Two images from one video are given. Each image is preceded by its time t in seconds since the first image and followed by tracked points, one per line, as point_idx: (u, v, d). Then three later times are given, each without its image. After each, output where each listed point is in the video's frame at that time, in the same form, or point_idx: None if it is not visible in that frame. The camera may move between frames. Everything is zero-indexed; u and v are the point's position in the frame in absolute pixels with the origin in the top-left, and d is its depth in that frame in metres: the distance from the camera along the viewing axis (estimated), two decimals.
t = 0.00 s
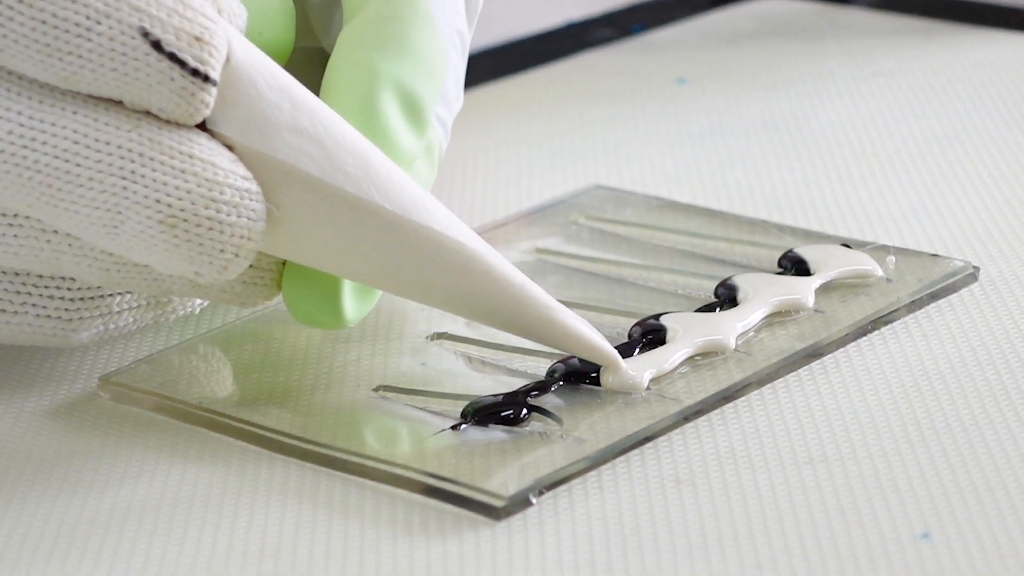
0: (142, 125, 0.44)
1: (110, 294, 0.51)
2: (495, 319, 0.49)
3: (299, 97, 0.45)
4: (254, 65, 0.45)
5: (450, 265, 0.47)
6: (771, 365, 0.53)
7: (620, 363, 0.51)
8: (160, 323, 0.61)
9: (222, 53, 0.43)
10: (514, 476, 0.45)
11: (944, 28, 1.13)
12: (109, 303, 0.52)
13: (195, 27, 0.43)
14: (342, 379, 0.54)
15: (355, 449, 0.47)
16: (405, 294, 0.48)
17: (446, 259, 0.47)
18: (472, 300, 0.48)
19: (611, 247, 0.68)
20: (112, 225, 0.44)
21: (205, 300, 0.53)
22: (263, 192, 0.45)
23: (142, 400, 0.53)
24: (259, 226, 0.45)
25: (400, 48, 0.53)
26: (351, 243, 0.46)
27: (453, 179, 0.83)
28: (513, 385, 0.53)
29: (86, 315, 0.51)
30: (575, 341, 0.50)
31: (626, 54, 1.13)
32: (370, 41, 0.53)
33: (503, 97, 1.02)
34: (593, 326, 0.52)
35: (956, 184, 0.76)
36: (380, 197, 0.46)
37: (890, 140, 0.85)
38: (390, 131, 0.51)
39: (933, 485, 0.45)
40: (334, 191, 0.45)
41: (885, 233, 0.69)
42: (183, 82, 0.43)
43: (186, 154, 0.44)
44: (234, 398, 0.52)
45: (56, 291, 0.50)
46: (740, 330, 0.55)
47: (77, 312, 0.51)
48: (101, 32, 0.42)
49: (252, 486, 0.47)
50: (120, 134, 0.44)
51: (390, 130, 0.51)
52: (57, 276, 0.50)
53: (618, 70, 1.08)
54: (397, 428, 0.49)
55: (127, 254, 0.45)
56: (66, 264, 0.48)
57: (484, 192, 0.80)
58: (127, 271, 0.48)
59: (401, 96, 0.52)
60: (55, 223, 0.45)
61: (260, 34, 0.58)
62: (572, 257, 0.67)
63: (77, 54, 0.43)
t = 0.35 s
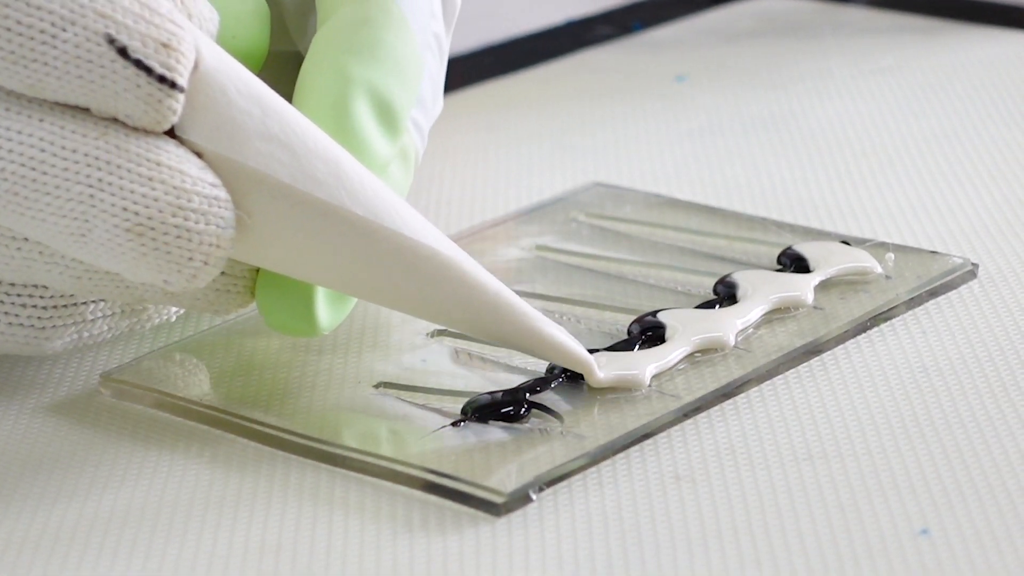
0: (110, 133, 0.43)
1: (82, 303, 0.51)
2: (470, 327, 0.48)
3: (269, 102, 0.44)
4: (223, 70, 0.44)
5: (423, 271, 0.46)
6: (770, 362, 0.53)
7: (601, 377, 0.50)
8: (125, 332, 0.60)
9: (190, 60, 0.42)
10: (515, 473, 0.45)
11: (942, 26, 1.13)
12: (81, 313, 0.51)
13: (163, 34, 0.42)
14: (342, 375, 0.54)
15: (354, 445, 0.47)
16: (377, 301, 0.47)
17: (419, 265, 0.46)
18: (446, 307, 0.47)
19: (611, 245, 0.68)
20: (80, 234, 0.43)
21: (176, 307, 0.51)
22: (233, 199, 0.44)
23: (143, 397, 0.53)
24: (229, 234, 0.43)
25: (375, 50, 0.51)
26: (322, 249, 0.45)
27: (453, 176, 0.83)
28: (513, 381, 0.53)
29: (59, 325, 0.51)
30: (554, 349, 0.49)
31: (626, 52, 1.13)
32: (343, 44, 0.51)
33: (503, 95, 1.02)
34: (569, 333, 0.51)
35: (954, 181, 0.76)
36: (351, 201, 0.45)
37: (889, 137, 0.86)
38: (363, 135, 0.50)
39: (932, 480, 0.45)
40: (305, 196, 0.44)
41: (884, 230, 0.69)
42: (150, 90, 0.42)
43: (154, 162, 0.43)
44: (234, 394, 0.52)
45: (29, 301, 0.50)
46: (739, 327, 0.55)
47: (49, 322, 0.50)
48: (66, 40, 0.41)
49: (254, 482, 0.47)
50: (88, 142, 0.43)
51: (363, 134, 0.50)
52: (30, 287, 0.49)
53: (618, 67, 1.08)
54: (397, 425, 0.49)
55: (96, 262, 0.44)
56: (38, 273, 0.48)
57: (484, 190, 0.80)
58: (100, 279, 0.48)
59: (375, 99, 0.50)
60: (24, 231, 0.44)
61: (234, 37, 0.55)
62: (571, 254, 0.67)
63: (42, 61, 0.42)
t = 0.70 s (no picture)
0: (62, 154, 0.42)
1: (40, 324, 0.50)
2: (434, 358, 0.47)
3: (224, 125, 0.43)
4: (179, 93, 0.42)
5: (384, 300, 0.45)
6: (769, 359, 0.53)
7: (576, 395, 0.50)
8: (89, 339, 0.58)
9: (144, 83, 0.41)
10: (515, 469, 0.45)
11: (940, 24, 1.13)
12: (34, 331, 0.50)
13: (117, 57, 0.41)
14: (341, 373, 0.54)
15: (354, 443, 0.48)
16: (335, 330, 0.46)
17: (379, 295, 0.45)
18: (408, 337, 0.46)
19: (610, 243, 0.68)
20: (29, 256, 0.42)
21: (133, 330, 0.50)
22: (186, 223, 0.43)
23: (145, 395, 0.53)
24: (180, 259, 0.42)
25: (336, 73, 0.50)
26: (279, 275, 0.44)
27: (453, 175, 0.83)
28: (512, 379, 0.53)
29: (14, 346, 0.50)
30: (515, 380, 0.47)
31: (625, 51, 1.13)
32: (305, 64, 0.49)
33: (502, 94, 1.02)
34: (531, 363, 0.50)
35: (952, 179, 0.76)
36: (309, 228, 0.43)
37: (887, 136, 0.86)
38: (319, 160, 0.48)
39: (930, 476, 0.46)
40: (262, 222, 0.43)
41: (882, 229, 0.69)
42: (103, 112, 0.41)
43: (106, 184, 0.41)
44: (234, 392, 0.52)
45: None
46: (738, 325, 0.55)
47: (5, 342, 0.50)
48: (19, 61, 0.40)
49: (254, 479, 0.47)
50: (39, 164, 0.41)
51: (319, 159, 0.48)
52: None
53: (617, 66, 1.08)
54: (398, 422, 0.49)
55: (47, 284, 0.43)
56: None
57: (482, 188, 0.81)
58: (55, 302, 0.46)
59: (334, 123, 0.49)
60: None
61: (197, 59, 0.52)
62: (570, 253, 0.67)
63: None
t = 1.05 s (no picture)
0: (43, 147, 0.41)
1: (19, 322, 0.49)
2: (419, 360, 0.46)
3: (206, 121, 0.42)
4: (160, 89, 0.41)
5: (367, 301, 0.44)
6: (768, 357, 0.53)
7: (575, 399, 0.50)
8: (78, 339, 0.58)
9: (126, 77, 0.40)
10: (515, 467, 0.45)
11: (939, 23, 1.13)
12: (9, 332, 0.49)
13: (98, 50, 0.40)
14: (341, 370, 0.54)
15: (354, 441, 0.48)
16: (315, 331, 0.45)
17: (361, 295, 0.44)
18: (392, 338, 0.45)
19: (609, 241, 0.69)
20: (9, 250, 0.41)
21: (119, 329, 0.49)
22: (166, 219, 0.42)
23: (145, 393, 0.53)
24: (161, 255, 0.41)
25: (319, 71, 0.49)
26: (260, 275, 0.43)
27: (453, 173, 0.84)
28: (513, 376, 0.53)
29: None
30: (494, 381, 0.47)
31: (624, 49, 1.13)
32: (286, 63, 0.49)
33: (502, 92, 1.03)
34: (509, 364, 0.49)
35: (951, 178, 0.76)
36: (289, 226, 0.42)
37: (886, 134, 0.86)
38: (302, 160, 0.47)
39: (928, 474, 0.46)
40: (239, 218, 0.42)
41: (880, 227, 0.69)
42: (84, 106, 0.40)
43: (87, 178, 0.40)
44: (235, 389, 0.53)
45: None
46: (737, 323, 0.56)
47: None
48: None
49: (255, 476, 0.47)
50: (20, 156, 0.41)
51: (303, 158, 0.47)
52: None
53: (616, 64, 1.08)
54: (399, 419, 0.49)
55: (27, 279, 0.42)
56: None
57: (482, 186, 0.81)
58: (35, 298, 0.46)
59: (317, 123, 0.48)
60: None
61: (176, 58, 0.52)
62: (570, 251, 0.67)
63: None
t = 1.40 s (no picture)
0: (6, 160, 0.39)
1: None
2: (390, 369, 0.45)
3: (176, 132, 0.41)
4: (128, 99, 0.40)
5: (339, 310, 0.43)
6: (766, 355, 0.53)
7: (573, 400, 0.50)
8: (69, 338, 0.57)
9: (92, 88, 0.39)
10: (513, 465, 0.45)
11: (937, 22, 1.14)
12: None
13: (63, 62, 0.38)
14: (340, 369, 0.54)
15: (354, 439, 0.48)
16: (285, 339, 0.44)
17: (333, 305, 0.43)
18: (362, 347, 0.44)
19: (608, 240, 0.69)
20: None
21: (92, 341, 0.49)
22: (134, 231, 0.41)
23: (146, 391, 0.53)
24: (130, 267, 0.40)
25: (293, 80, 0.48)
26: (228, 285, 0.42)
27: (452, 172, 0.84)
28: (511, 375, 0.53)
29: None
30: (468, 392, 0.46)
31: (624, 49, 1.13)
32: (257, 72, 0.48)
33: (502, 92, 1.03)
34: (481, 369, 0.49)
35: (949, 177, 0.76)
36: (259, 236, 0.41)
37: (884, 133, 0.86)
38: (272, 169, 0.46)
39: (925, 471, 0.46)
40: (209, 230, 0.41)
41: (878, 226, 0.69)
42: (49, 119, 0.38)
43: (53, 191, 0.39)
44: (234, 387, 0.53)
45: None
46: (735, 321, 0.56)
47: None
48: None
49: (255, 474, 0.48)
50: None
51: (273, 169, 0.46)
52: None
53: (616, 63, 1.09)
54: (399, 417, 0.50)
55: None
56: None
57: (481, 185, 0.81)
58: None
59: (288, 132, 0.47)
60: None
61: (147, 63, 0.52)
62: (568, 249, 0.68)
63: None
